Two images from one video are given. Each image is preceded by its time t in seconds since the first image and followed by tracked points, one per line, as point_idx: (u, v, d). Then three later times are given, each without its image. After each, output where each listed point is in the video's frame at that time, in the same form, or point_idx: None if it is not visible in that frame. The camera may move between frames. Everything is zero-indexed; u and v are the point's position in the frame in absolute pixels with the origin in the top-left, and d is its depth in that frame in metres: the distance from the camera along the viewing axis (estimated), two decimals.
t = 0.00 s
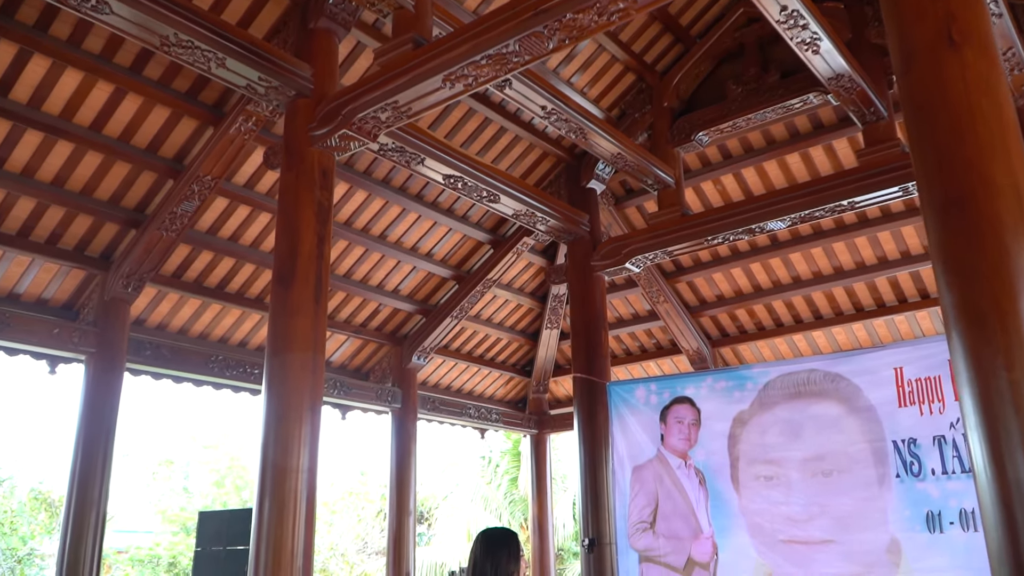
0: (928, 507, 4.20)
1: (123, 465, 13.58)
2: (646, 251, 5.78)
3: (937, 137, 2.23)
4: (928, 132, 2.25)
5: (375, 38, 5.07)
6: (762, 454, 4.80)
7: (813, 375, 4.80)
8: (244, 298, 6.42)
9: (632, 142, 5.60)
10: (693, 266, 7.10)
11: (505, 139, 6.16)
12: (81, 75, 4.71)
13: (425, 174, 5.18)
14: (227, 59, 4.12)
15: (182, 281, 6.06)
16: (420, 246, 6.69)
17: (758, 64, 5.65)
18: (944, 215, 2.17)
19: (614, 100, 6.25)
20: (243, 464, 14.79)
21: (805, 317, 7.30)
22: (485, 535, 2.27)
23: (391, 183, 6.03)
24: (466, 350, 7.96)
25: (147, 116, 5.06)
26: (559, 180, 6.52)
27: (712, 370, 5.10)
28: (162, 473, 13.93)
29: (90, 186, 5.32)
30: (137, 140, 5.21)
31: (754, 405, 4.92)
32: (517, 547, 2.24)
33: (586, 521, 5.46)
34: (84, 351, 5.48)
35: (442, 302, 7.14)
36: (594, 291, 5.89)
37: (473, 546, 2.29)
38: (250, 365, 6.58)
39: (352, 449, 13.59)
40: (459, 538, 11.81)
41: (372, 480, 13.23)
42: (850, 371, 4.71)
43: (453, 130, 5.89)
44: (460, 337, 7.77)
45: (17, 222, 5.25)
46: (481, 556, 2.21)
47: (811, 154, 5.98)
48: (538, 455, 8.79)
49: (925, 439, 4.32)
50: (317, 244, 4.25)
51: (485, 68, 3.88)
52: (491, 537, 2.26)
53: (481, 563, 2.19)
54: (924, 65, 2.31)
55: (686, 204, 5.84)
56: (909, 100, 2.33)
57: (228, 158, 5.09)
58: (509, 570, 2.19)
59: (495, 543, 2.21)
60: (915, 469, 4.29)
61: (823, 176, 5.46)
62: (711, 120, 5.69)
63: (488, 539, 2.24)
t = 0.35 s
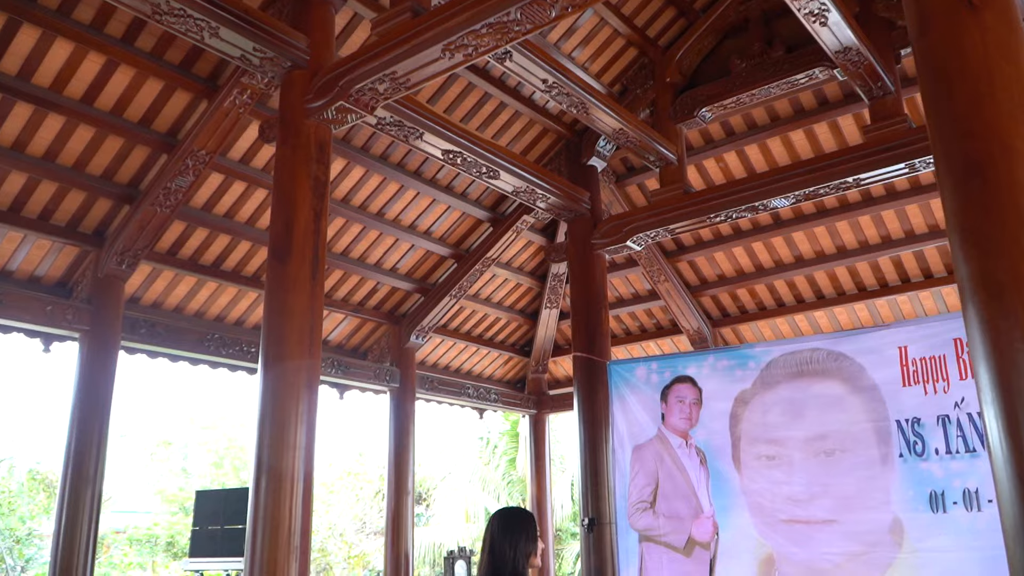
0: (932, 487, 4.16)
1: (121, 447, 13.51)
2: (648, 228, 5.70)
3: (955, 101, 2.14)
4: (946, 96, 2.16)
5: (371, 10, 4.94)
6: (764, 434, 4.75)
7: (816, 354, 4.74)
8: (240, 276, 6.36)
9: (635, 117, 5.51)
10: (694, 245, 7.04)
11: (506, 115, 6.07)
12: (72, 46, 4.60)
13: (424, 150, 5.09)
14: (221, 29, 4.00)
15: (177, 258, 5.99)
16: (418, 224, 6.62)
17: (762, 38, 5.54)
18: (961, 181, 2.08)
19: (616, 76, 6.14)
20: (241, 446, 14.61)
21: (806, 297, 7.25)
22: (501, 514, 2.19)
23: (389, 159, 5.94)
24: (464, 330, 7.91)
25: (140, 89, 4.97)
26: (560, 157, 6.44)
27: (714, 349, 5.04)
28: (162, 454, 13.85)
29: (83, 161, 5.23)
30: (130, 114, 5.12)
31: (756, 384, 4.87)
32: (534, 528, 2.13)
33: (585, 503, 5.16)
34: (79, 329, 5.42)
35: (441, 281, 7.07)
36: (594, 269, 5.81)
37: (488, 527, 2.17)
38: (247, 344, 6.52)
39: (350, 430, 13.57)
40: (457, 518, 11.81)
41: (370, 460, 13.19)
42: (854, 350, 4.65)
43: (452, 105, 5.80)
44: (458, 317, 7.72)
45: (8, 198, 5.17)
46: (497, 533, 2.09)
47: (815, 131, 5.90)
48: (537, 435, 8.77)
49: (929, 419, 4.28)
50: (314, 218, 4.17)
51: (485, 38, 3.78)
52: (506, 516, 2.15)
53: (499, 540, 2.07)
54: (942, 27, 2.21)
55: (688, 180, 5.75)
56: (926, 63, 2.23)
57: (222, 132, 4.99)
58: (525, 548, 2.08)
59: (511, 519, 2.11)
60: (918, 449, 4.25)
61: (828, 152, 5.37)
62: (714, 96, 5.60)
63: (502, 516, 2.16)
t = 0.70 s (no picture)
0: (935, 463, 4.13)
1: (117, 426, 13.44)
2: (649, 203, 5.62)
3: (974, 66, 1.95)
4: (964, 61, 1.97)
5: None
6: (766, 410, 4.71)
7: (819, 330, 4.69)
8: (236, 251, 6.28)
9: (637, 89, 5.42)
10: (695, 221, 6.97)
11: (505, 88, 5.98)
12: (61, 13, 4.48)
13: (422, 121, 5.00)
14: None
15: (172, 232, 5.91)
16: (417, 198, 6.53)
17: (767, 8, 5.43)
18: (982, 151, 1.90)
19: (617, 48, 6.04)
20: (240, 423, 14.54)
21: (808, 274, 7.21)
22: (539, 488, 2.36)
23: (387, 132, 5.84)
24: (463, 307, 7.86)
25: (132, 57, 4.86)
26: (560, 131, 6.35)
27: (716, 325, 4.99)
28: (160, 431, 13.75)
29: (74, 132, 5.14)
30: (122, 84, 5.01)
31: (758, 360, 4.82)
32: (571, 502, 2.29)
33: (586, 478, 5.37)
34: (72, 304, 5.35)
35: (439, 257, 6.99)
36: (595, 245, 5.76)
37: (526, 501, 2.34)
38: (244, 319, 6.46)
39: (347, 407, 13.56)
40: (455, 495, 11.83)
41: (368, 438, 13.13)
42: (858, 326, 4.59)
43: (451, 77, 5.71)
44: (457, 293, 7.66)
45: None
46: (536, 508, 2.26)
47: (819, 104, 5.82)
48: (536, 412, 8.75)
49: (932, 395, 4.23)
50: (311, 189, 4.09)
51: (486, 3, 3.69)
52: (543, 491, 2.32)
53: (539, 515, 2.25)
54: None
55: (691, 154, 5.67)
56: (944, 26, 2.05)
57: (217, 102, 4.89)
58: (563, 522, 2.25)
59: (550, 492, 2.28)
60: (921, 425, 4.21)
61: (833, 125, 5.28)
62: (718, 68, 5.50)
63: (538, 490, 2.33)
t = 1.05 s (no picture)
0: (934, 435, 4.11)
1: (114, 398, 13.30)
2: (649, 173, 5.54)
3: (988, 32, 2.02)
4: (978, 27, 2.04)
5: None
6: (764, 381, 4.68)
7: (820, 301, 4.65)
8: (230, 220, 6.20)
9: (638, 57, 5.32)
10: (694, 192, 6.90)
11: (503, 55, 5.89)
12: None
13: (418, 88, 4.90)
14: None
15: (165, 201, 5.83)
16: (413, 167, 6.44)
17: None
18: (995, 113, 1.96)
19: (618, 14, 5.93)
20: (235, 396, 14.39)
21: (807, 246, 7.17)
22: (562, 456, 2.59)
23: (383, 99, 5.74)
24: (460, 278, 7.80)
25: (121, 20, 4.74)
26: (558, 99, 6.25)
27: (715, 296, 4.95)
28: (156, 404, 13.61)
29: (63, 97, 5.04)
30: (112, 47, 4.90)
31: (757, 331, 4.79)
32: (595, 469, 2.51)
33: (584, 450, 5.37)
34: (64, 273, 5.28)
35: (436, 228, 6.93)
36: (594, 215, 5.69)
37: (552, 469, 2.55)
38: (238, 290, 6.40)
39: (344, 379, 13.56)
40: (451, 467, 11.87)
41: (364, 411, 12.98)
42: (859, 298, 4.55)
43: (447, 43, 5.62)
44: (454, 265, 7.61)
45: None
46: (563, 476, 2.48)
47: (822, 73, 5.73)
48: (532, 385, 8.74)
49: (932, 367, 4.21)
50: (305, 155, 4.01)
51: None
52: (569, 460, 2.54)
53: (566, 481, 2.47)
54: None
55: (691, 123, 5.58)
56: None
57: (208, 67, 4.77)
58: (588, 487, 2.47)
59: (572, 459, 2.50)
60: (921, 396, 4.19)
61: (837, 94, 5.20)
62: (719, 36, 5.40)
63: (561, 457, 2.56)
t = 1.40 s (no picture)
0: (929, 403, 4.10)
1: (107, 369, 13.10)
2: (645, 139, 5.46)
3: None
4: None
5: None
6: (759, 349, 4.65)
7: (816, 269, 4.60)
8: (220, 186, 6.11)
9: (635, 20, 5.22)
10: (691, 160, 6.83)
11: (497, 18, 5.85)
12: None
13: (411, 51, 4.79)
14: None
15: (153, 166, 5.73)
16: (406, 134, 6.35)
17: None
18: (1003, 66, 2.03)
19: None
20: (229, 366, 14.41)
21: (803, 215, 7.13)
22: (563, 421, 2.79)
23: (375, 63, 5.63)
24: (453, 247, 7.75)
25: None
26: (554, 64, 6.14)
27: (711, 263, 4.90)
28: (152, 373, 13.40)
29: (47, 58, 4.92)
30: (96, 7, 4.78)
31: (753, 300, 4.74)
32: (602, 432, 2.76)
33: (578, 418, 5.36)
34: (50, 238, 5.20)
35: (429, 195, 6.85)
36: (590, 183, 5.62)
37: (562, 433, 2.72)
38: (228, 257, 6.33)
39: (338, 349, 13.51)
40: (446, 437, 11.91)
41: (359, 379, 12.95)
42: (856, 266, 4.50)
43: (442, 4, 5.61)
44: (448, 233, 7.55)
45: None
46: (582, 440, 2.68)
47: (822, 38, 5.64)
48: (527, 354, 8.73)
49: (929, 335, 4.18)
50: (294, 118, 3.92)
51: None
52: (576, 425, 2.73)
53: (584, 444, 2.67)
54: None
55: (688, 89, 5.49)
56: None
57: (195, 28, 4.62)
58: (597, 450, 2.70)
59: (580, 424, 2.71)
60: (917, 364, 4.17)
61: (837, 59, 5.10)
62: None
63: (566, 422, 2.76)
